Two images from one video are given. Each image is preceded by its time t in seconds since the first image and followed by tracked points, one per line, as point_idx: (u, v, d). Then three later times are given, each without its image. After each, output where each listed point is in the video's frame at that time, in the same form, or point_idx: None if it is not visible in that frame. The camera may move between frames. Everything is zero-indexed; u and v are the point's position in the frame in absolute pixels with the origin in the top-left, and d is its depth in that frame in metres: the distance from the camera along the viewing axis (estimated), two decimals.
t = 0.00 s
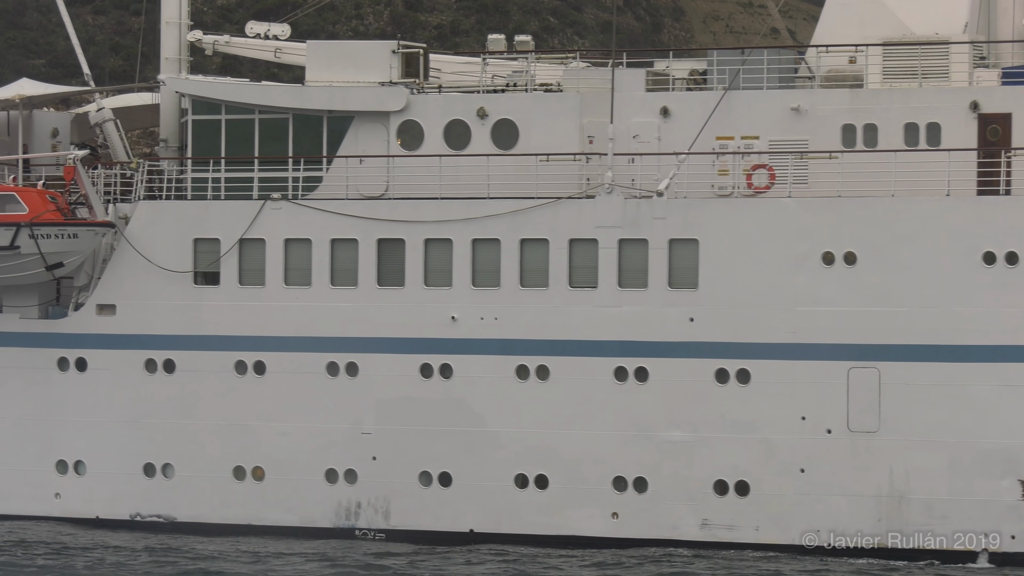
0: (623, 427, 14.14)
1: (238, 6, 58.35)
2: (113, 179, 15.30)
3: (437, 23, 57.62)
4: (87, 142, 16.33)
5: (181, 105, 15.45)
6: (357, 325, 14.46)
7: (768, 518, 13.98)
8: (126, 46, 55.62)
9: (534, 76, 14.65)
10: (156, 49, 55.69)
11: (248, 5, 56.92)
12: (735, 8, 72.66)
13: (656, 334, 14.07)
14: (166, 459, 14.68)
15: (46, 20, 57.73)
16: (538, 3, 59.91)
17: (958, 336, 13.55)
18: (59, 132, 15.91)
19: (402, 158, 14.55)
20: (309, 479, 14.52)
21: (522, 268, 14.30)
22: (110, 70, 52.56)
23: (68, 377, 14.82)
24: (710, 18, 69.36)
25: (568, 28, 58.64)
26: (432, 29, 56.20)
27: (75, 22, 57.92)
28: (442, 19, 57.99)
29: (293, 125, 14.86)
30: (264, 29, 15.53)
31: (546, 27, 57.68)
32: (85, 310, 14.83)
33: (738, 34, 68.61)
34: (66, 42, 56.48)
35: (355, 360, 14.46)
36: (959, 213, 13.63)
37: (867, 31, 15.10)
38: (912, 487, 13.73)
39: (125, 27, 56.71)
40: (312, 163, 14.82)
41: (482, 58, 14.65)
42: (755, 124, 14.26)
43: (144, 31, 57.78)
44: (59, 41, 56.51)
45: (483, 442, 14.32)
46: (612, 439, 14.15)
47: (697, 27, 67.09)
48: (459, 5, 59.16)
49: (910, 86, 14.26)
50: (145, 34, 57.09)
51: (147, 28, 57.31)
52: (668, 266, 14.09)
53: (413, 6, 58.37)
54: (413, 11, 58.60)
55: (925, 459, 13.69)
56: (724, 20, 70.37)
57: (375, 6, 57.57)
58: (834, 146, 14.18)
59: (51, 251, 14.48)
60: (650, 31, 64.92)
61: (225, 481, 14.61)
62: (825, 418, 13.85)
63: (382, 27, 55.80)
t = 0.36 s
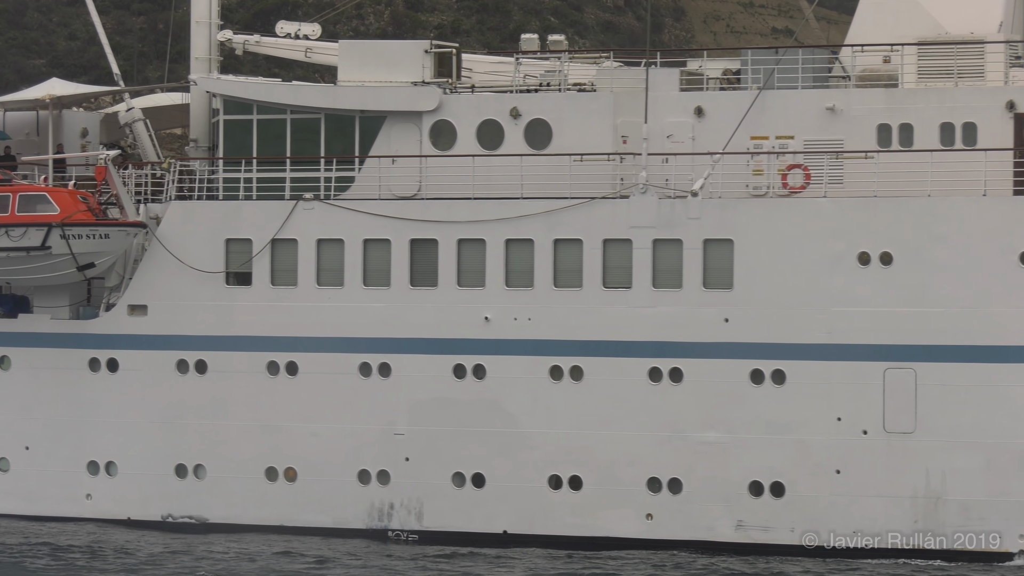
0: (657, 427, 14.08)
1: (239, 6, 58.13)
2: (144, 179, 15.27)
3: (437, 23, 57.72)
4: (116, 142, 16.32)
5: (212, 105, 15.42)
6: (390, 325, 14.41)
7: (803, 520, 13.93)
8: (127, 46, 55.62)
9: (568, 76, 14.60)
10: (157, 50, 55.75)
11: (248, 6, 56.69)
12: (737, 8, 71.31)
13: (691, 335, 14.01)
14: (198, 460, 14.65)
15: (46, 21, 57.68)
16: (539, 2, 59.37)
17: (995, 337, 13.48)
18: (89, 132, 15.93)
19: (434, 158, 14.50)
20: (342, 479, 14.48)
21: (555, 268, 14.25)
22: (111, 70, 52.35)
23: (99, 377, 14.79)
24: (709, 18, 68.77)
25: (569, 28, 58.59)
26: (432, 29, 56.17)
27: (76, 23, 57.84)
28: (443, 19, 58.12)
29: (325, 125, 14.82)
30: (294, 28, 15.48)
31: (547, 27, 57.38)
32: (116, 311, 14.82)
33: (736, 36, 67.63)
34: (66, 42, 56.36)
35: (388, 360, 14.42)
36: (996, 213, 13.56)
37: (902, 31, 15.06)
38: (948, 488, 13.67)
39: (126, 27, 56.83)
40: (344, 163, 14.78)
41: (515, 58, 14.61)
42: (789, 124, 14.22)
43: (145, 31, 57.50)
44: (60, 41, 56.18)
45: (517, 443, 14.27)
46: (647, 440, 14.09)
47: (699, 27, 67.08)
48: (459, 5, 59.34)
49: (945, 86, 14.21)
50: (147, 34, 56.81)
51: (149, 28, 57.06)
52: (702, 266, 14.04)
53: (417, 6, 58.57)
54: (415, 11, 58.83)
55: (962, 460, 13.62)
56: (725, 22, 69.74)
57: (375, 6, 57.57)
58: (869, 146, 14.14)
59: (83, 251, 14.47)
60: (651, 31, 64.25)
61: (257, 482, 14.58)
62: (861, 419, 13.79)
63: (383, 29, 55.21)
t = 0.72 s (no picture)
0: (691, 428, 14.03)
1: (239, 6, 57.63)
2: (175, 179, 15.24)
3: (437, 22, 57.55)
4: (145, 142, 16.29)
5: (243, 104, 15.39)
6: (423, 326, 14.36)
7: (838, 521, 13.87)
8: (126, 47, 55.24)
9: (601, 76, 14.55)
10: (155, 49, 55.38)
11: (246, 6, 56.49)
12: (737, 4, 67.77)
13: (726, 335, 13.97)
14: (229, 461, 14.61)
15: (45, 20, 57.21)
16: None
17: None
18: (118, 131, 15.90)
19: (467, 158, 14.46)
20: (375, 481, 14.45)
21: (589, 269, 14.20)
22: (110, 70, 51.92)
23: (130, 378, 14.74)
24: (710, 17, 65.13)
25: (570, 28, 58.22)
26: (432, 29, 55.94)
27: (75, 23, 57.36)
28: (443, 19, 57.96)
29: (357, 125, 14.78)
30: (324, 28, 15.44)
31: (546, 28, 56.81)
32: (148, 311, 14.78)
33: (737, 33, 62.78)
34: (65, 42, 55.91)
35: (420, 361, 14.38)
36: None
37: (935, 30, 15.00)
38: (984, 489, 13.61)
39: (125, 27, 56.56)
40: (376, 163, 14.74)
41: (549, 58, 14.57)
42: (824, 124, 14.19)
43: (145, 29, 56.93)
44: (59, 41, 55.59)
45: (551, 444, 14.24)
46: (681, 441, 14.04)
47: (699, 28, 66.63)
48: (460, 5, 59.23)
49: (981, 85, 14.21)
50: (147, 34, 56.30)
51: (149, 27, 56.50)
52: (737, 267, 13.99)
53: (417, 6, 57.85)
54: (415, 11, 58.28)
55: (998, 461, 13.56)
56: (728, 19, 65.05)
57: (375, 6, 57.31)
58: (904, 146, 14.12)
59: (115, 251, 14.46)
60: (648, 30, 62.28)
61: (290, 483, 14.54)
62: (897, 419, 13.74)
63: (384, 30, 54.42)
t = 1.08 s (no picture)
0: (726, 429, 13.99)
1: (240, 7, 57.31)
2: (206, 179, 15.21)
3: (438, 23, 57.29)
4: (174, 142, 16.27)
5: (274, 104, 15.35)
6: (455, 326, 14.32)
7: (874, 523, 13.81)
8: (127, 47, 54.81)
9: (634, 75, 14.55)
10: (156, 50, 54.92)
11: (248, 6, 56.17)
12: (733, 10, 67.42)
13: (761, 335, 13.93)
14: (261, 462, 14.56)
15: (45, 19, 56.71)
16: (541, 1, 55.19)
17: None
18: (147, 131, 15.89)
19: (500, 158, 14.41)
20: (407, 482, 14.40)
21: (623, 269, 14.14)
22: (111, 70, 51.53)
23: (161, 379, 14.70)
24: (709, 16, 64.21)
25: (573, 27, 57.87)
26: (433, 29, 55.57)
27: (75, 22, 56.74)
28: (443, 19, 57.54)
29: (389, 125, 14.73)
30: (354, 27, 15.41)
31: (547, 28, 56.37)
32: (179, 312, 14.74)
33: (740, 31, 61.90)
34: (66, 42, 55.41)
35: (453, 361, 14.33)
36: None
37: (969, 28, 14.94)
38: (1021, 491, 13.53)
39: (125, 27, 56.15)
40: (408, 163, 14.68)
41: (581, 57, 14.50)
42: (859, 124, 14.14)
43: (146, 29, 56.54)
44: (60, 41, 55.16)
45: (584, 445, 14.19)
46: (715, 442, 14.00)
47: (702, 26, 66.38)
48: (461, 6, 59.08)
49: (1016, 85, 14.22)
50: (149, 35, 56.06)
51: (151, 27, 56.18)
52: (771, 267, 13.93)
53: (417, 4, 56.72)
54: (416, 11, 57.83)
55: None
56: (728, 19, 63.23)
57: (377, 6, 56.92)
58: (940, 146, 14.08)
59: (146, 251, 14.44)
60: (651, 29, 61.05)
61: (322, 483, 14.50)
62: (933, 420, 13.68)
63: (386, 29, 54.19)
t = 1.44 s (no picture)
0: (761, 429, 13.94)
1: (240, 7, 56.93)
2: (237, 179, 15.18)
3: (438, 23, 56.02)
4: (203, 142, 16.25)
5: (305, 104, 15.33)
6: (489, 327, 14.27)
7: (910, 523, 13.76)
8: (127, 46, 54.31)
9: (668, 75, 14.47)
10: (157, 49, 54.40)
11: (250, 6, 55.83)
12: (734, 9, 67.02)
13: (796, 336, 13.87)
14: (293, 462, 14.52)
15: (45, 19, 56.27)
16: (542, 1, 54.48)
17: None
18: (176, 131, 15.86)
19: (533, 157, 14.37)
20: (440, 482, 14.35)
21: (657, 269, 14.08)
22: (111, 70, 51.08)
23: (192, 379, 14.66)
24: (710, 17, 63.95)
25: (574, 28, 57.44)
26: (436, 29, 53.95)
27: (76, 22, 56.35)
28: (444, 19, 56.14)
29: (422, 125, 14.71)
30: (384, 27, 15.41)
31: (547, 28, 56.16)
32: (211, 312, 14.70)
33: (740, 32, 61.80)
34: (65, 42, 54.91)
35: (486, 362, 14.29)
36: None
37: (1003, 28, 14.89)
38: None
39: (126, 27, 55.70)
40: (441, 163, 14.65)
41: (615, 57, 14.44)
42: (894, 123, 14.10)
43: (146, 30, 56.12)
44: (59, 41, 54.75)
45: (618, 445, 14.13)
46: (750, 442, 13.95)
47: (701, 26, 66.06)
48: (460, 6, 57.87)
49: None
50: (148, 34, 55.51)
51: (151, 27, 55.61)
52: (806, 267, 13.87)
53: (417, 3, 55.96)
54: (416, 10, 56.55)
55: None
56: (728, 19, 62.71)
57: (379, 6, 56.44)
58: (975, 145, 14.04)
59: (178, 252, 14.43)
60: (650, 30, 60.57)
61: (354, 484, 14.45)
62: (969, 420, 13.60)
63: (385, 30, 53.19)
